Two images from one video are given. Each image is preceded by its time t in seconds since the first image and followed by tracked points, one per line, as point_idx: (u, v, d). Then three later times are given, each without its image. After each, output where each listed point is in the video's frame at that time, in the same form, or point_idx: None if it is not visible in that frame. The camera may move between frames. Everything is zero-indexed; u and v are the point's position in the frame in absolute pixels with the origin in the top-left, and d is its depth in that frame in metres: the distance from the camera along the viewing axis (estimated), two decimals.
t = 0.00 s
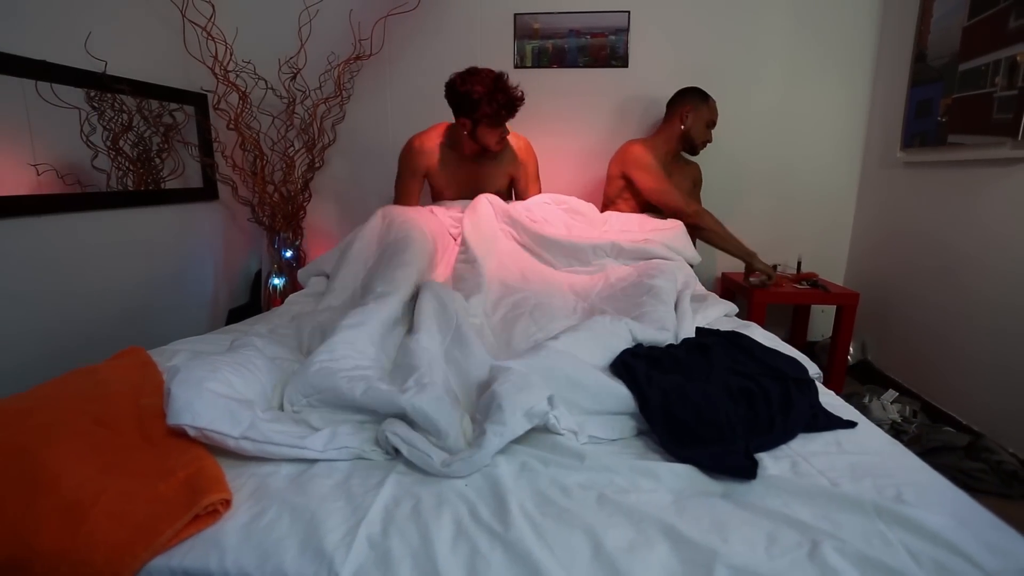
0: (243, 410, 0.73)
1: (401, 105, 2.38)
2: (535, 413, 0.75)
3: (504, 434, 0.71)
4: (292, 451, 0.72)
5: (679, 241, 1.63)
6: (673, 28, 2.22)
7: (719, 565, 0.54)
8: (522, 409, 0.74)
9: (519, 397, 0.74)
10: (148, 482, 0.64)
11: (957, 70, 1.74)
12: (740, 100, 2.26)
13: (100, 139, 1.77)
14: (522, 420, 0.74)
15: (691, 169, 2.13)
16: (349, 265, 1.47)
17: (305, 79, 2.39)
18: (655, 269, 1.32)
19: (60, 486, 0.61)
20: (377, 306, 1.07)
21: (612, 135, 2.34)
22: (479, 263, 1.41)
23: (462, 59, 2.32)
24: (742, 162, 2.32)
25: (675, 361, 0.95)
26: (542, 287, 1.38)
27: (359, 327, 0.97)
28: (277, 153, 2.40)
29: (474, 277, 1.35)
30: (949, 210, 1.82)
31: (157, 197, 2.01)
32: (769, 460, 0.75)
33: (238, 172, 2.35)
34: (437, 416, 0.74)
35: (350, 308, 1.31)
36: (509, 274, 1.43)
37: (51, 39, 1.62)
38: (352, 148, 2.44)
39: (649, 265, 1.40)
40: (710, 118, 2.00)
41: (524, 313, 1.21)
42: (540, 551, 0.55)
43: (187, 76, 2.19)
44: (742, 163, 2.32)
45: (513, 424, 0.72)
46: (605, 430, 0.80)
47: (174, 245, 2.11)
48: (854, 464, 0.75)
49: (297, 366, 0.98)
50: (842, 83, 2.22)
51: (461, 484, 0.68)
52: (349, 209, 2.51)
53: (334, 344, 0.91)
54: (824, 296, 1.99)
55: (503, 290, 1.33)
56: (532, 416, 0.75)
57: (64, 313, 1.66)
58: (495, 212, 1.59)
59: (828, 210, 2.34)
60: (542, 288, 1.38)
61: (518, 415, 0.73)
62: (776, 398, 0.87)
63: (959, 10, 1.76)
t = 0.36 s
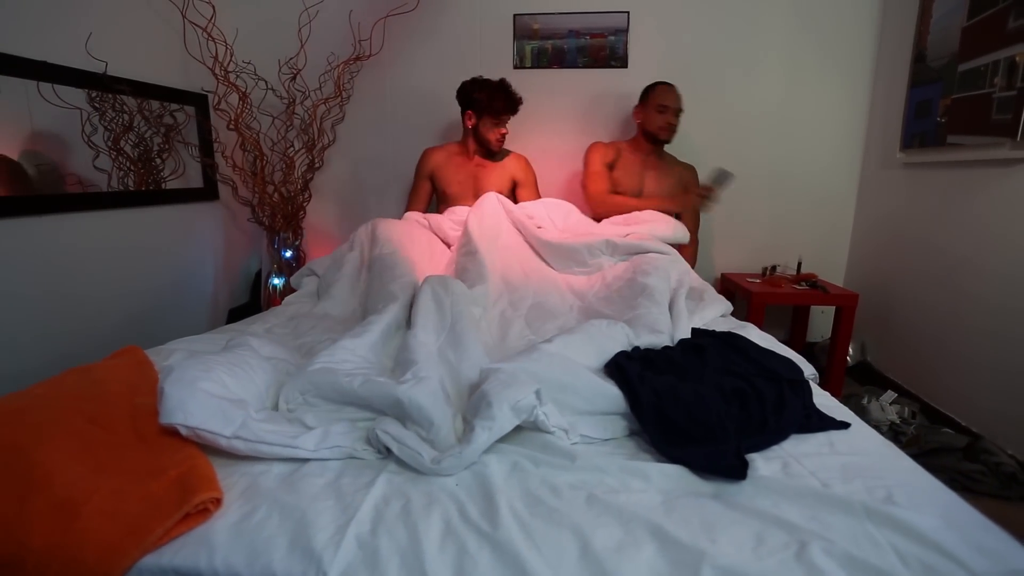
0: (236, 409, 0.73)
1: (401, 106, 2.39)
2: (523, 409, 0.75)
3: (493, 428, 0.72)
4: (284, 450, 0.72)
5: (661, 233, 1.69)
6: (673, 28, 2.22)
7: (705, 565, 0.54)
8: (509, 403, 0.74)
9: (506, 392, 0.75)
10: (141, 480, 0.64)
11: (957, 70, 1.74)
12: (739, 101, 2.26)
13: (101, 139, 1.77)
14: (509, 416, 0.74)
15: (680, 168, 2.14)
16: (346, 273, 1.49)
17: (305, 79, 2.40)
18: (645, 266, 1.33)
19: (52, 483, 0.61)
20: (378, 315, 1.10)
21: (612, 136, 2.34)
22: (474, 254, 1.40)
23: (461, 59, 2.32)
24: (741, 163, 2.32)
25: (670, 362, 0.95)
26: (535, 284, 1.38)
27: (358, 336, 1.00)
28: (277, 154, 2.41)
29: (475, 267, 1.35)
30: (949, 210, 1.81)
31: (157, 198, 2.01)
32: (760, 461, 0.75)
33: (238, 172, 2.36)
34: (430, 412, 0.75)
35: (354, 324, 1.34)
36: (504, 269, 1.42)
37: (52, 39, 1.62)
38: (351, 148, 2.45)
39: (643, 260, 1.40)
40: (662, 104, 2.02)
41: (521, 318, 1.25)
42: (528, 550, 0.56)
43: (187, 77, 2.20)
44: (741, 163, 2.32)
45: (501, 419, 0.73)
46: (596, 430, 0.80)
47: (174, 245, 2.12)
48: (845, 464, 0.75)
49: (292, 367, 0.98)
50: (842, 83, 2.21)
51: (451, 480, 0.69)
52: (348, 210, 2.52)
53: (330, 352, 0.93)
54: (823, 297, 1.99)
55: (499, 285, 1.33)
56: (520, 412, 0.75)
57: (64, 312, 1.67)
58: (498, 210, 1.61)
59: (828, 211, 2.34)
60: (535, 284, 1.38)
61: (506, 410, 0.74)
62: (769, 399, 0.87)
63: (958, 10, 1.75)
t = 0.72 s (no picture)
0: (229, 408, 0.74)
1: (400, 105, 2.39)
2: (513, 403, 0.77)
3: (484, 421, 0.73)
4: (277, 449, 0.72)
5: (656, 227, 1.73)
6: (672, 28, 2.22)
7: (693, 565, 0.54)
8: (499, 397, 0.75)
9: (495, 387, 0.77)
10: (134, 479, 0.65)
11: (956, 69, 1.73)
12: (738, 101, 2.26)
13: (102, 139, 1.78)
14: (500, 410, 0.76)
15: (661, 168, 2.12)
16: (344, 276, 1.50)
17: (305, 80, 2.41)
18: (635, 262, 1.34)
19: (45, 482, 0.62)
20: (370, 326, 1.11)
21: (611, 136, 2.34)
22: (465, 241, 1.43)
23: (460, 59, 2.32)
24: (739, 162, 2.31)
25: (664, 364, 0.95)
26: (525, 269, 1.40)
27: (355, 343, 1.00)
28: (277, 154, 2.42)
29: (465, 259, 1.37)
30: (948, 210, 1.81)
31: (157, 198, 2.02)
32: (752, 460, 0.75)
33: (238, 172, 2.36)
34: (424, 409, 0.76)
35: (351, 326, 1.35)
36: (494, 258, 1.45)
37: (52, 39, 1.63)
38: (351, 148, 2.45)
39: (631, 256, 1.40)
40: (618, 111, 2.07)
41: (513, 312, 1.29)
42: (516, 550, 0.56)
43: (188, 77, 2.21)
44: (739, 162, 2.31)
45: (492, 412, 0.74)
46: (589, 429, 0.81)
47: (174, 245, 2.12)
48: (837, 464, 0.75)
49: (287, 367, 0.99)
50: (842, 83, 2.21)
51: (442, 478, 0.69)
52: (347, 210, 2.52)
53: (325, 359, 0.93)
54: (821, 297, 1.98)
55: (490, 275, 1.37)
56: (510, 405, 0.77)
57: (65, 311, 1.67)
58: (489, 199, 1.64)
59: (828, 212, 2.34)
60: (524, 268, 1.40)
61: (496, 404, 0.75)
62: (762, 400, 0.86)
63: (957, 10, 1.75)
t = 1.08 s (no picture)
0: (218, 407, 0.74)
1: (397, 104, 2.40)
2: (505, 389, 0.79)
3: (477, 409, 0.76)
4: (266, 448, 0.73)
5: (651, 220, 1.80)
6: (670, 27, 2.21)
7: (674, 564, 0.54)
8: (490, 384, 0.78)
9: (487, 372, 0.80)
10: (121, 478, 0.65)
11: (953, 68, 1.73)
12: (736, 100, 2.25)
13: (101, 140, 1.78)
14: (491, 396, 0.78)
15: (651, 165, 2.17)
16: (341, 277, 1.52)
17: (302, 80, 2.41)
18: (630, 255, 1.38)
19: (34, 480, 0.62)
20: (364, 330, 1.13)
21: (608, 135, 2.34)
22: (467, 219, 1.46)
23: (458, 59, 2.33)
24: (736, 161, 2.31)
25: (656, 362, 0.95)
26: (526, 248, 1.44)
27: (351, 352, 1.02)
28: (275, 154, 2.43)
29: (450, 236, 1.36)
30: (945, 210, 1.80)
31: (155, 198, 2.02)
32: (739, 460, 0.75)
33: (236, 172, 2.37)
34: (420, 402, 0.80)
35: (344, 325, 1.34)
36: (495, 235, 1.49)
37: (51, 40, 1.64)
38: (349, 147, 2.46)
39: (629, 252, 1.43)
40: (611, 116, 2.12)
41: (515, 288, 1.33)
42: (500, 548, 0.56)
43: (186, 77, 2.21)
44: (736, 162, 2.31)
45: (484, 399, 0.77)
46: (576, 424, 0.81)
47: (173, 245, 2.13)
48: (824, 463, 0.75)
49: (280, 366, 0.99)
50: (839, 82, 2.20)
51: (430, 477, 0.70)
52: (345, 209, 2.53)
53: (316, 367, 0.94)
54: (818, 296, 1.98)
55: (491, 252, 1.41)
56: (501, 392, 0.79)
57: (64, 311, 1.68)
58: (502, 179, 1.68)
59: (826, 211, 2.33)
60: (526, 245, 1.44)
61: (488, 391, 0.78)
62: (753, 398, 0.86)
63: (954, 8, 1.74)
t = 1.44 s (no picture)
0: (205, 406, 0.74)
1: (394, 104, 2.40)
2: (491, 390, 0.80)
3: (463, 408, 0.76)
4: (253, 447, 0.73)
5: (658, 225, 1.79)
6: (667, 26, 2.21)
7: (655, 564, 0.54)
8: (476, 383, 0.79)
9: (474, 372, 0.80)
10: (109, 477, 0.66)
11: (951, 67, 1.72)
12: (734, 99, 2.25)
13: (100, 139, 1.79)
14: (477, 396, 0.79)
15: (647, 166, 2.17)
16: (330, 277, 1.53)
17: (300, 79, 2.42)
18: (629, 259, 1.38)
19: (21, 479, 0.63)
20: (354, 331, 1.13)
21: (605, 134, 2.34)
22: (461, 236, 1.51)
23: (455, 58, 2.33)
24: (733, 161, 2.31)
25: (648, 358, 0.94)
26: (514, 260, 1.51)
27: (339, 348, 1.03)
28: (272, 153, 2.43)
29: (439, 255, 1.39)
30: (942, 209, 1.80)
31: (154, 198, 2.02)
32: (725, 459, 0.76)
33: (234, 172, 2.37)
34: (407, 401, 0.80)
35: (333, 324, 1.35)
36: (489, 240, 1.58)
37: (50, 40, 1.64)
38: (346, 147, 2.46)
39: (630, 253, 1.45)
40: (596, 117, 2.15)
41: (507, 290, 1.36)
42: (482, 548, 0.56)
43: (184, 77, 2.21)
44: (734, 161, 2.31)
45: (471, 398, 0.78)
46: (564, 424, 0.82)
47: (171, 244, 2.14)
48: (811, 463, 0.75)
49: (271, 366, 1.00)
50: (837, 81, 2.20)
51: (416, 476, 0.70)
52: (343, 209, 2.53)
53: (308, 362, 0.95)
54: (814, 295, 1.98)
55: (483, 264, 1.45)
56: (488, 392, 0.80)
57: (64, 310, 1.69)
58: (500, 185, 1.78)
59: (823, 211, 2.33)
60: (514, 259, 1.52)
61: (474, 390, 0.78)
62: (742, 398, 0.86)
63: (950, 7, 1.73)
